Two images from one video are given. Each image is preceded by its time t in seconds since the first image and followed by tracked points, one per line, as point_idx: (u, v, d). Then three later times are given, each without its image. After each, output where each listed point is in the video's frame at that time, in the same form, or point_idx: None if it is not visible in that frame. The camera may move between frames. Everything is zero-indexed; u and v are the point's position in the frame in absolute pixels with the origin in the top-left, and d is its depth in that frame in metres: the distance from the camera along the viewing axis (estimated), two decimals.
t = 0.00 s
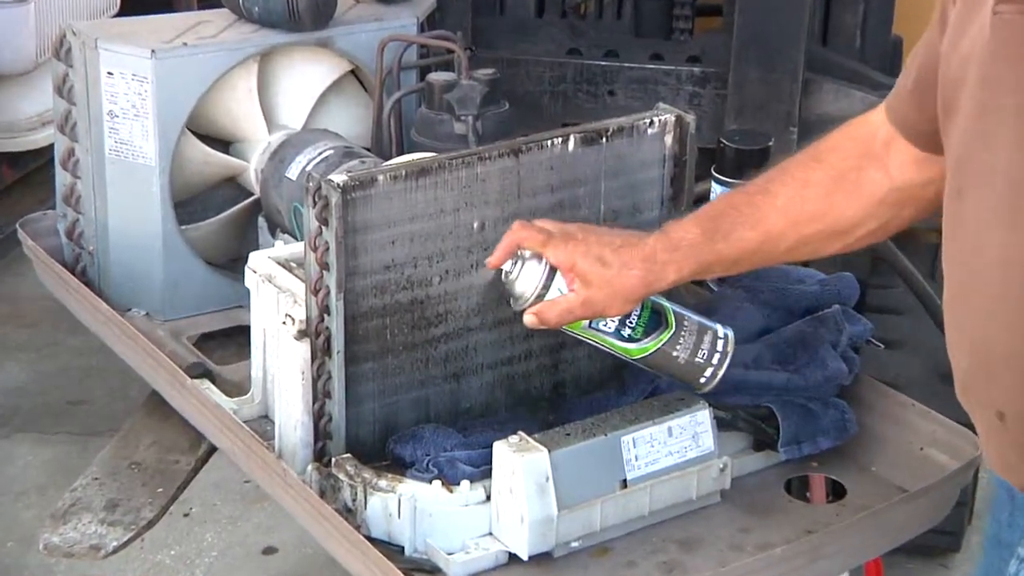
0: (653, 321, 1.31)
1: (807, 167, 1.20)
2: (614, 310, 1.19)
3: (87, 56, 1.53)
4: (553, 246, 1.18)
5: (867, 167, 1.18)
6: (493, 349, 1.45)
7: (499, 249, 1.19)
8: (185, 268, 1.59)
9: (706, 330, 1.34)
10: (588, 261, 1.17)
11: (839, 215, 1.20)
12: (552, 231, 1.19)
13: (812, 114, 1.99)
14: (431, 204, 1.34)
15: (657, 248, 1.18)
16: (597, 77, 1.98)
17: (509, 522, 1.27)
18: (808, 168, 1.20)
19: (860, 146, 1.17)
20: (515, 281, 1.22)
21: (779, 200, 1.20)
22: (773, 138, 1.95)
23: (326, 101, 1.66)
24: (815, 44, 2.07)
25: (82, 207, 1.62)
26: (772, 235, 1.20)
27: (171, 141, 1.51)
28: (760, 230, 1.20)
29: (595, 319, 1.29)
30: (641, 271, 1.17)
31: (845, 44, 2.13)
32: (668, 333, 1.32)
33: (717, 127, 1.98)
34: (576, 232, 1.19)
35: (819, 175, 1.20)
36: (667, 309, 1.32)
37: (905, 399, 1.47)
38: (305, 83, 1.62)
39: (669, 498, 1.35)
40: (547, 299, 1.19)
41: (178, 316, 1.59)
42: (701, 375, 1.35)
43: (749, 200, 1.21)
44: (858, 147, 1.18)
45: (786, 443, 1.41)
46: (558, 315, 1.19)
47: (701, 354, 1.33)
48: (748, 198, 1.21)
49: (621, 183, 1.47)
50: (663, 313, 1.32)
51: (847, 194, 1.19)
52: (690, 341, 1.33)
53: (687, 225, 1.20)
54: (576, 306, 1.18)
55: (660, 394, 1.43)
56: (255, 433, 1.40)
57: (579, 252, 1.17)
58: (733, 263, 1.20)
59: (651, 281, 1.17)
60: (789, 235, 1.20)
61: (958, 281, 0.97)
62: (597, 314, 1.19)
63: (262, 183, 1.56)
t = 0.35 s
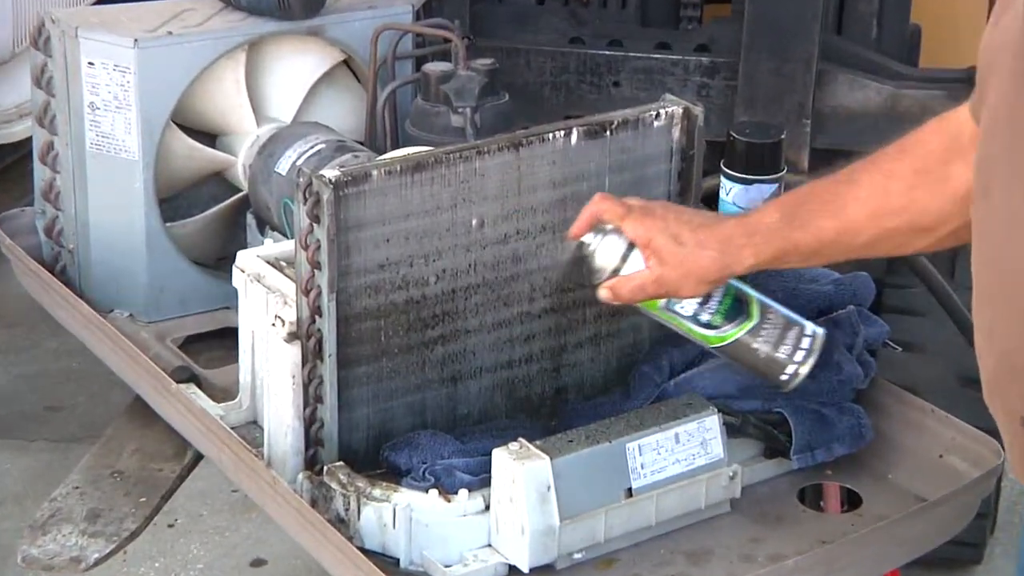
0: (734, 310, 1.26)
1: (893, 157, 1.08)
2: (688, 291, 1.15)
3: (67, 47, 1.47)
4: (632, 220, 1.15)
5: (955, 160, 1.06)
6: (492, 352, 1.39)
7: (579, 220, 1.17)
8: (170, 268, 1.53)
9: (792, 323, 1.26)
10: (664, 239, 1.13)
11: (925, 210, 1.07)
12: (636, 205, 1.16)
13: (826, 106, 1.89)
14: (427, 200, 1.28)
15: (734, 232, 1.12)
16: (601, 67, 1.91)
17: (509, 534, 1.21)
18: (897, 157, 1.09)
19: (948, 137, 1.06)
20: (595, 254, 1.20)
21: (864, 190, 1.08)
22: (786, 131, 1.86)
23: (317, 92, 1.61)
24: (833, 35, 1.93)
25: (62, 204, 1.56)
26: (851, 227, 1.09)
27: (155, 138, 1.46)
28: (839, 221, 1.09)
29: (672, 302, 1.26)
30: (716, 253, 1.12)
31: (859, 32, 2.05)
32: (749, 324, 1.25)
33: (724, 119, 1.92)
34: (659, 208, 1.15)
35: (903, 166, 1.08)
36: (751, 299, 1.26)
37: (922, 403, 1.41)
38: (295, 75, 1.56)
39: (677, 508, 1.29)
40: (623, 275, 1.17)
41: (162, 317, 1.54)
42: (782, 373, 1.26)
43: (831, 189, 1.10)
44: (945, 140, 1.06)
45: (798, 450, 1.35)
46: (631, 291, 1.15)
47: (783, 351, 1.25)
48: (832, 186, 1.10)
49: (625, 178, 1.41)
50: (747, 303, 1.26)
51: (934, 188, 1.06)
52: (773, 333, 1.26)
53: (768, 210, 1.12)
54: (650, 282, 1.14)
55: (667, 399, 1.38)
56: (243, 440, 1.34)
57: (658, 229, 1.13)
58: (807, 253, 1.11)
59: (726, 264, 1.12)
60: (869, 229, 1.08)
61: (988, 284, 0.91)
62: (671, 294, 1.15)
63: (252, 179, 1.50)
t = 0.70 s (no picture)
0: (846, 295, 1.24)
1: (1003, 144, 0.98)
2: (793, 272, 1.17)
3: (47, 36, 1.43)
4: (740, 198, 1.20)
5: None
6: (491, 355, 1.33)
7: (690, 197, 1.23)
8: (153, 267, 1.48)
9: (908, 312, 1.24)
10: (770, 219, 1.17)
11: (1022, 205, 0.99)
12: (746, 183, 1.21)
13: (839, 98, 1.83)
14: (422, 196, 1.22)
15: (838, 215, 1.11)
16: (604, 56, 1.85)
17: (509, 546, 1.15)
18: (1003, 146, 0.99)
19: None
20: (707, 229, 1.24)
21: (963, 178, 1.01)
22: (799, 124, 1.79)
23: (308, 83, 1.55)
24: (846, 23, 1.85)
25: (42, 200, 1.51)
26: (949, 218, 1.02)
27: (138, 131, 1.41)
28: (939, 209, 1.03)
29: (781, 282, 1.25)
30: (817, 234, 1.12)
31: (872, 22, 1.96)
32: (861, 310, 1.24)
33: (736, 112, 1.85)
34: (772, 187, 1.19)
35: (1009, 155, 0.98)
36: (865, 283, 1.24)
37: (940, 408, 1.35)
38: (284, 64, 1.51)
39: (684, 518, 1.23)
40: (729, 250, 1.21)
41: (146, 318, 1.49)
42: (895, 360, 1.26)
43: (936, 175, 1.04)
44: None
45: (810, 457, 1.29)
46: (734, 269, 1.19)
47: (895, 338, 1.24)
48: (937, 172, 1.04)
49: (630, 173, 1.35)
50: (860, 287, 1.24)
51: None
52: (887, 320, 1.24)
53: (875, 195, 1.09)
54: (751, 262, 1.18)
55: (671, 403, 1.32)
56: (230, 447, 1.29)
57: (763, 207, 1.17)
58: (912, 239, 1.06)
59: (825, 247, 1.12)
60: (968, 220, 1.01)
61: None
62: (772, 274, 1.18)
63: (240, 173, 1.44)
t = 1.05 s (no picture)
0: (808, 305, 1.12)
1: (985, 137, 0.83)
2: (756, 285, 0.96)
3: (22, 24, 1.39)
4: (695, 205, 0.98)
5: None
6: (487, 358, 1.27)
7: (641, 204, 1.04)
8: (131, 265, 1.43)
9: (873, 321, 1.12)
10: (728, 225, 0.94)
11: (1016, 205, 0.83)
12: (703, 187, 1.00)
13: (851, 88, 1.76)
14: (415, 190, 1.17)
15: (805, 219, 0.91)
16: (606, 44, 1.76)
17: (506, 558, 1.10)
18: (986, 137, 0.83)
19: None
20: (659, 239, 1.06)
21: (945, 175, 0.84)
22: (808, 115, 1.72)
23: (295, 73, 1.50)
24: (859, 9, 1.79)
25: (17, 196, 1.46)
26: (928, 221, 0.85)
27: (116, 123, 1.37)
28: (917, 211, 0.85)
29: (739, 294, 1.12)
30: (780, 243, 0.91)
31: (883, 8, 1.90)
32: (824, 322, 1.12)
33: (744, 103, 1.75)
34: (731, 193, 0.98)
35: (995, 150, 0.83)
36: (826, 295, 1.13)
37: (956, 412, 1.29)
38: (270, 52, 1.46)
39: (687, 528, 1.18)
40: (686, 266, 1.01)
41: (125, 318, 1.44)
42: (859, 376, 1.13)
43: (912, 173, 0.86)
44: None
45: (820, 464, 1.24)
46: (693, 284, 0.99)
47: (859, 352, 1.12)
48: (910, 168, 0.87)
49: (632, 166, 1.29)
50: (821, 298, 1.13)
51: None
52: (851, 332, 1.12)
53: (841, 197, 0.90)
54: (710, 274, 0.97)
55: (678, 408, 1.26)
56: (214, 453, 1.23)
57: (722, 214, 0.95)
58: (885, 248, 0.88)
59: (791, 258, 0.91)
60: (942, 225, 0.85)
61: None
62: (734, 286, 0.97)
63: (223, 166, 1.39)
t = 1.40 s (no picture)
0: (720, 313, 1.05)
1: (897, 135, 0.82)
2: (673, 299, 0.94)
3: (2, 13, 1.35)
4: (599, 221, 0.94)
5: (975, 137, 0.78)
6: (486, 361, 1.21)
7: (534, 226, 0.97)
8: (113, 266, 1.38)
9: (787, 321, 1.06)
10: (637, 241, 0.92)
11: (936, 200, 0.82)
12: (600, 200, 0.96)
13: (867, 79, 1.63)
14: (411, 186, 1.11)
15: (720, 228, 0.88)
16: (610, 34, 1.67)
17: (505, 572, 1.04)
18: (904, 132, 0.82)
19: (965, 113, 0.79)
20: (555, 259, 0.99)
21: (861, 175, 0.83)
22: (822, 107, 1.59)
23: (284, 64, 1.45)
24: None
25: None
26: (853, 222, 0.84)
27: (98, 116, 1.33)
28: (840, 212, 0.83)
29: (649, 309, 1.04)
30: (698, 256, 0.89)
31: None
32: (739, 328, 1.05)
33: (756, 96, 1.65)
34: (631, 204, 0.95)
35: (910, 147, 0.81)
36: (737, 298, 1.06)
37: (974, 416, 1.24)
38: (260, 42, 1.41)
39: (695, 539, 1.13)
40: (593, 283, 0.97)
41: (108, 320, 1.39)
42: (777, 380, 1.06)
43: (824, 174, 0.85)
44: (960, 117, 0.79)
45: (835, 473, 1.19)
46: (605, 301, 0.95)
47: (777, 355, 1.05)
48: (823, 169, 0.85)
49: (636, 162, 1.24)
50: (733, 302, 1.06)
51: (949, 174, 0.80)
52: (767, 335, 1.05)
53: (757, 201, 0.87)
54: (623, 292, 0.94)
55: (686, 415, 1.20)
56: (199, 461, 1.18)
57: (630, 230, 0.93)
58: (806, 251, 0.86)
59: (711, 269, 0.89)
60: (868, 226, 0.84)
61: None
62: (650, 302, 0.94)
63: (212, 162, 1.34)
